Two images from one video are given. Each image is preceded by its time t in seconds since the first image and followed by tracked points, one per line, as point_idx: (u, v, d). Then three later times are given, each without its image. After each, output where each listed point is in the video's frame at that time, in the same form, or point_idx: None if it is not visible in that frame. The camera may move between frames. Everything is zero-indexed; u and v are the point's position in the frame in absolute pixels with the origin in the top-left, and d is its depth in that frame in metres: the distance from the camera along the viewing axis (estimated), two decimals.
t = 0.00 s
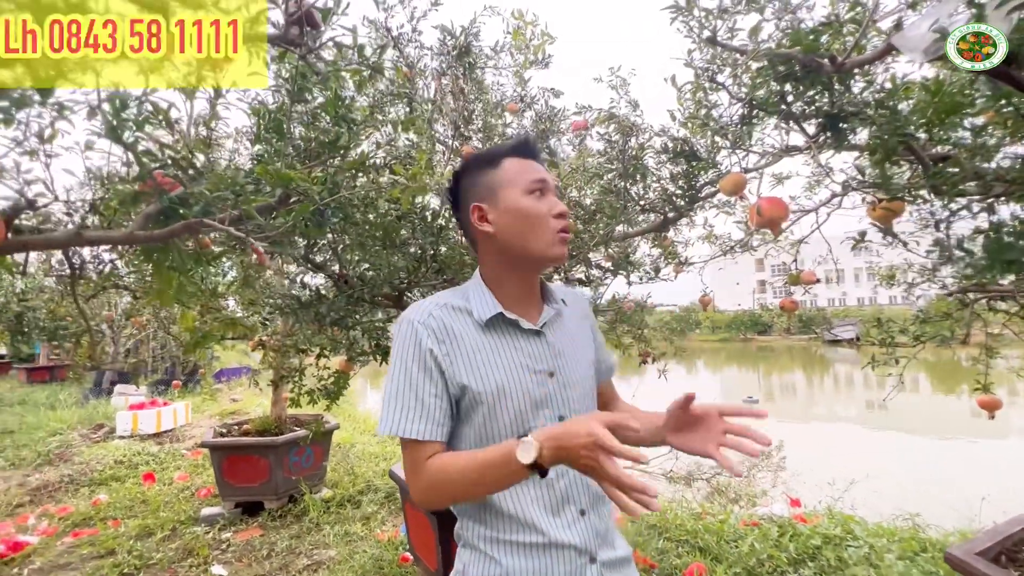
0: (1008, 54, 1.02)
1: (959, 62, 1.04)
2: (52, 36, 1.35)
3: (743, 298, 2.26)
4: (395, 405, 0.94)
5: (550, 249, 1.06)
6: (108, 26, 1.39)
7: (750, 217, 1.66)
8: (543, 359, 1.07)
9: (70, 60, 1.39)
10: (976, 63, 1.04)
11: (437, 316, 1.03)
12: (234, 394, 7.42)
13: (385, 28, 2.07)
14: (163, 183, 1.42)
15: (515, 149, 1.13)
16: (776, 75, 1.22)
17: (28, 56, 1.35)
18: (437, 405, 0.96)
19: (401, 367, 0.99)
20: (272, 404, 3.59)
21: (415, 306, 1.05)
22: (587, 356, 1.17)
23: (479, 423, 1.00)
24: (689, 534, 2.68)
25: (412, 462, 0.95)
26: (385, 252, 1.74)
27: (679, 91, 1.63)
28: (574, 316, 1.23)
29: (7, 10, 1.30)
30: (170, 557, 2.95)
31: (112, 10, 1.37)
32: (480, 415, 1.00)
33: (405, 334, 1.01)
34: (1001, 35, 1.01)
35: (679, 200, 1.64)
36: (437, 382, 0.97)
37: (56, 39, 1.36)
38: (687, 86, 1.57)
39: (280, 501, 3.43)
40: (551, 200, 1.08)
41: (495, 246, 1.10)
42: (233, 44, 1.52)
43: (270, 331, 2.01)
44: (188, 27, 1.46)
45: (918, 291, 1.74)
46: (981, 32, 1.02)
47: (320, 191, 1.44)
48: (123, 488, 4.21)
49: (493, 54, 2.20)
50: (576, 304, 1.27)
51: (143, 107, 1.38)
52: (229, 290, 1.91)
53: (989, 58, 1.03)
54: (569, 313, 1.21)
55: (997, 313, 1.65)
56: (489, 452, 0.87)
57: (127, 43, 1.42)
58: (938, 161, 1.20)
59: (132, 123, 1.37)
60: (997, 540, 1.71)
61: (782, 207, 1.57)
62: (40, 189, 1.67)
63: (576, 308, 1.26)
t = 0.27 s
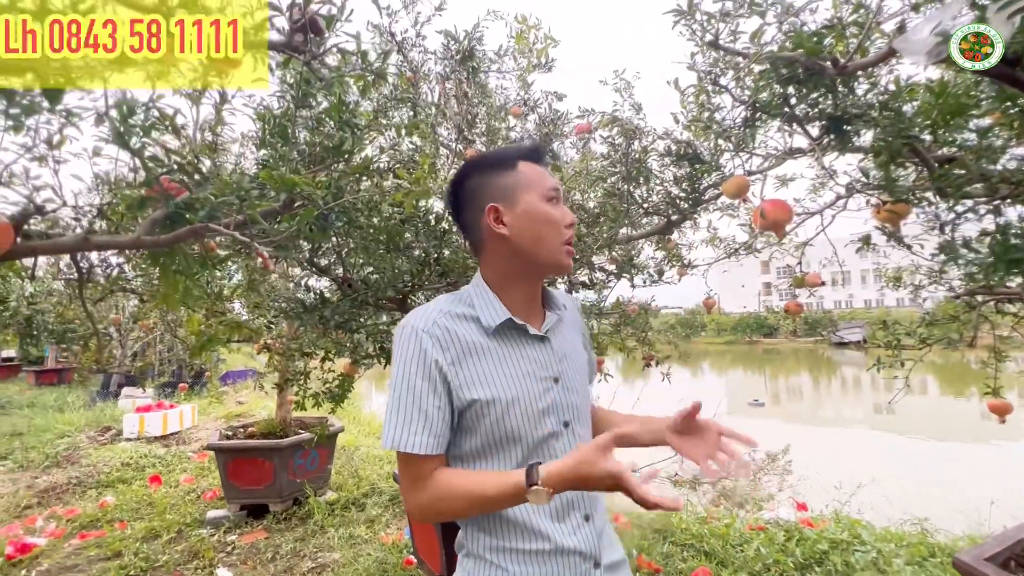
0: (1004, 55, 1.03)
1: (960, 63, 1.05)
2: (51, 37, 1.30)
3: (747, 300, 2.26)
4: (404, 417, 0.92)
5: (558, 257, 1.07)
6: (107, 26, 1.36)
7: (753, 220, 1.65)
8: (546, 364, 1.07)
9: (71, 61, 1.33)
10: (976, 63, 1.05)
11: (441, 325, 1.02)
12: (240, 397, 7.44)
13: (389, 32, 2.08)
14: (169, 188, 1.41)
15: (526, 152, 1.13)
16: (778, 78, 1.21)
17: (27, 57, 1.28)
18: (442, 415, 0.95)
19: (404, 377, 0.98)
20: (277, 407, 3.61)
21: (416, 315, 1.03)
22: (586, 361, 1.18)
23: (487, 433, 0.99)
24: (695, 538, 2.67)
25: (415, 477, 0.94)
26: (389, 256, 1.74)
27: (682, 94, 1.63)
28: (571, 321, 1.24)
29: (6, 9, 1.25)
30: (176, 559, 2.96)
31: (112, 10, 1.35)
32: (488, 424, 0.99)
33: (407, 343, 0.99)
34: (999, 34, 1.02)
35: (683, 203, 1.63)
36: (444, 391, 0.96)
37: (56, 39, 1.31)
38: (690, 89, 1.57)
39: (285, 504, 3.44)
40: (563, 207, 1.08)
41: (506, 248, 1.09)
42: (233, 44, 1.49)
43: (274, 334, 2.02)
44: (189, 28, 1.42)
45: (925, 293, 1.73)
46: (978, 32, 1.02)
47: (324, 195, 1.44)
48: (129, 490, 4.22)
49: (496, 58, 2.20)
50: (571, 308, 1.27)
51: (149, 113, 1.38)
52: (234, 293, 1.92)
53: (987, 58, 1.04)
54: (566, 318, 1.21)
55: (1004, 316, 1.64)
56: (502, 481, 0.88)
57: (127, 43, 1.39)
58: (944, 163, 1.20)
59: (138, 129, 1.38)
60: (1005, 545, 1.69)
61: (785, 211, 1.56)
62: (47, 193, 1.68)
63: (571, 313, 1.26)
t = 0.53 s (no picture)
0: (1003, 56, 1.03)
1: (960, 64, 1.05)
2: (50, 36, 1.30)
3: (750, 302, 2.25)
4: (413, 429, 0.92)
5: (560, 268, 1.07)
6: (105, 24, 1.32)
7: (753, 225, 1.65)
8: (550, 372, 1.09)
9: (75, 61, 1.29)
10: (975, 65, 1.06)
11: (448, 334, 1.02)
12: (243, 399, 7.47)
13: (392, 38, 2.10)
14: (176, 195, 1.42)
15: (531, 156, 1.11)
16: (778, 85, 1.22)
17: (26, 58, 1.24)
18: (453, 423, 0.95)
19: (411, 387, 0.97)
20: (281, 410, 3.62)
21: (421, 323, 1.03)
22: (585, 367, 1.21)
23: (493, 440, 1.00)
24: (697, 543, 2.66)
25: (426, 487, 0.93)
26: (392, 261, 1.74)
27: (683, 99, 1.64)
28: (570, 327, 1.26)
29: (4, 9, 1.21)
30: (179, 561, 2.97)
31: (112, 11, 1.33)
32: (495, 432, 1.00)
33: (415, 352, 0.99)
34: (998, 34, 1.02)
35: (684, 208, 1.64)
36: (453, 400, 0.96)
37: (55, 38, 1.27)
38: (690, 95, 1.58)
39: (287, 506, 3.44)
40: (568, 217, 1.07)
41: (506, 258, 1.09)
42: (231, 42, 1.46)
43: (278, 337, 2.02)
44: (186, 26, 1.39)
45: (928, 297, 1.73)
46: (978, 32, 1.02)
47: (328, 201, 1.46)
48: (133, 491, 4.24)
49: (498, 63, 2.21)
50: (570, 314, 1.29)
51: (157, 120, 1.40)
52: (238, 297, 1.93)
53: (987, 59, 1.04)
54: (566, 324, 1.23)
55: (1007, 321, 1.63)
56: (529, 497, 0.87)
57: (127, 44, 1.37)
58: (946, 169, 1.20)
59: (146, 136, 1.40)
60: (1010, 552, 1.69)
61: (784, 216, 1.57)
62: (54, 198, 1.70)
63: (570, 319, 1.28)
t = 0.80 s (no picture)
0: (1002, 56, 1.03)
1: (961, 66, 1.05)
2: (51, 37, 1.29)
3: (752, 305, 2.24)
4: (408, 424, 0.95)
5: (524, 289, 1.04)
6: (108, 26, 1.31)
7: (754, 229, 1.66)
8: (555, 381, 1.08)
9: (79, 62, 1.31)
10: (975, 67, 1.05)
11: (456, 334, 1.03)
12: (244, 400, 7.47)
13: (395, 42, 2.11)
14: (185, 199, 1.49)
15: (494, 173, 1.08)
16: (779, 92, 1.23)
17: (28, 58, 1.27)
18: (454, 423, 0.97)
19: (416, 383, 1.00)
20: (282, 411, 3.63)
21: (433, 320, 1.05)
22: (605, 376, 1.17)
23: (492, 442, 1.02)
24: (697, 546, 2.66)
25: (431, 474, 0.96)
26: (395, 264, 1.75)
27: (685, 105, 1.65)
28: (598, 332, 1.22)
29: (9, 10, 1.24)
30: (180, 562, 2.97)
31: (112, 10, 1.30)
32: (494, 435, 1.01)
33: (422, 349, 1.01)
34: (997, 33, 1.02)
35: (685, 212, 1.65)
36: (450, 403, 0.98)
37: (56, 40, 1.29)
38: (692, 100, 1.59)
39: (289, 507, 3.45)
40: (523, 236, 1.03)
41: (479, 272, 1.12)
42: (234, 43, 1.45)
43: (281, 338, 2.03)
44: (189, 27, 1.38)
45: (929, 302, 1.73)
46: (978, 30, 1.01)
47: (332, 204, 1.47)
48: (135, 492, 4.25)
49: (501, 67, 2.22)
50: (604, 318, 1.24)
51: (165, 124, 1.41)
52: (241, 298, 1.94)
53: (986, 59, 1.04)
54: (591, 329, 1.19)
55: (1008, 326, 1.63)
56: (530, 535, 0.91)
57: (127, 44, 1.35)
58: (945, 175, 1.21)
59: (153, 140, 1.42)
60: (1011, 557, 1.69)
61: (784, 221, 1.58)
62: (60, 200, 1.71)
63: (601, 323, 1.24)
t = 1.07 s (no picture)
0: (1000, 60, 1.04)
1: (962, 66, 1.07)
2: (51, 37, 1.28)
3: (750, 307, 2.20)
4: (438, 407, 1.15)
5: (525, 300, 1.08)
6: (108, 26, 1.30)
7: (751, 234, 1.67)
8: (573, 386, 1.11)
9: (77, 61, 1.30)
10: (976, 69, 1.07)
11: (486, 337, 1.16)
12: (242, 400, 7.47)
13: (396, 45, 2.12)
14: (185, 200, 1.49)
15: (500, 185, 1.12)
16: (776, 98, 1.24)
17: (28, 58, 1.27)
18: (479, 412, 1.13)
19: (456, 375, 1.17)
20: (280, 412, 3.63)
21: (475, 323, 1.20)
22: (639, 387, 1.14)
23: (509, 436, 1.11)
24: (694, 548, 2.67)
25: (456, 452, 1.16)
26: (395, 266, 1.75)
27: (683, 109, 1.66)
28: (643, 340, 1.19)
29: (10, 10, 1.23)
30: (177, 562, 2.97)
31: (112, 11, 1.28)
32: (511, 430, 1.11)
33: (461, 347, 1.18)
34: (996, 33, 1.04)
35: (683, 215, 1.66)
36: (475, 392, 1.14)
37: (56, 40, 1.28)
38: (690, 105, 1.60)
39: (286, 508, 3.45)
40: (521, 250, 1.06)
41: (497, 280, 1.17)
42: (234, 43, 1.43)
43: (280, 339, 2.04)
44: (189, 28, 1.36)
45: (926, 306, 1.74)
46: (978, 29, 1.05)
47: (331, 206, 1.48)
48: (132, 491, 4.25)
49: (501, 70, 2.23)
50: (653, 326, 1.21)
51: (167, 126, 1.42)
52: (241, 299, 1.95)
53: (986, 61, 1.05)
54: (631, 337, 1.17)
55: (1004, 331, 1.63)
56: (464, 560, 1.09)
57: (127, 44, 1.33)
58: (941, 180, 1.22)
59: (155, 141, 1.43)
60: (1006, 561, 1.69)
61: (781, 226, 1.58)
62: (61, 201, 1.72)
63: (649, 330, 1.20)
